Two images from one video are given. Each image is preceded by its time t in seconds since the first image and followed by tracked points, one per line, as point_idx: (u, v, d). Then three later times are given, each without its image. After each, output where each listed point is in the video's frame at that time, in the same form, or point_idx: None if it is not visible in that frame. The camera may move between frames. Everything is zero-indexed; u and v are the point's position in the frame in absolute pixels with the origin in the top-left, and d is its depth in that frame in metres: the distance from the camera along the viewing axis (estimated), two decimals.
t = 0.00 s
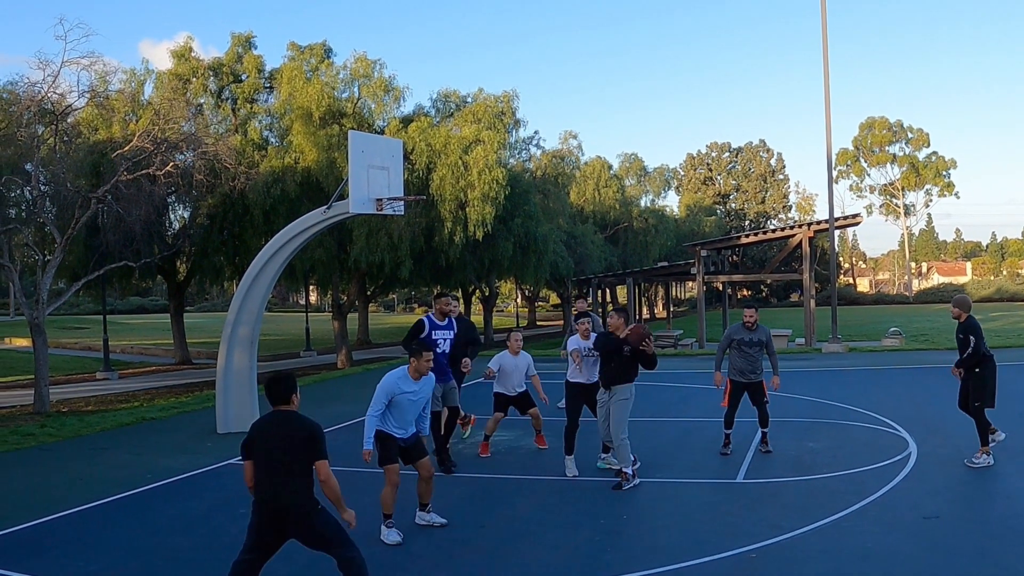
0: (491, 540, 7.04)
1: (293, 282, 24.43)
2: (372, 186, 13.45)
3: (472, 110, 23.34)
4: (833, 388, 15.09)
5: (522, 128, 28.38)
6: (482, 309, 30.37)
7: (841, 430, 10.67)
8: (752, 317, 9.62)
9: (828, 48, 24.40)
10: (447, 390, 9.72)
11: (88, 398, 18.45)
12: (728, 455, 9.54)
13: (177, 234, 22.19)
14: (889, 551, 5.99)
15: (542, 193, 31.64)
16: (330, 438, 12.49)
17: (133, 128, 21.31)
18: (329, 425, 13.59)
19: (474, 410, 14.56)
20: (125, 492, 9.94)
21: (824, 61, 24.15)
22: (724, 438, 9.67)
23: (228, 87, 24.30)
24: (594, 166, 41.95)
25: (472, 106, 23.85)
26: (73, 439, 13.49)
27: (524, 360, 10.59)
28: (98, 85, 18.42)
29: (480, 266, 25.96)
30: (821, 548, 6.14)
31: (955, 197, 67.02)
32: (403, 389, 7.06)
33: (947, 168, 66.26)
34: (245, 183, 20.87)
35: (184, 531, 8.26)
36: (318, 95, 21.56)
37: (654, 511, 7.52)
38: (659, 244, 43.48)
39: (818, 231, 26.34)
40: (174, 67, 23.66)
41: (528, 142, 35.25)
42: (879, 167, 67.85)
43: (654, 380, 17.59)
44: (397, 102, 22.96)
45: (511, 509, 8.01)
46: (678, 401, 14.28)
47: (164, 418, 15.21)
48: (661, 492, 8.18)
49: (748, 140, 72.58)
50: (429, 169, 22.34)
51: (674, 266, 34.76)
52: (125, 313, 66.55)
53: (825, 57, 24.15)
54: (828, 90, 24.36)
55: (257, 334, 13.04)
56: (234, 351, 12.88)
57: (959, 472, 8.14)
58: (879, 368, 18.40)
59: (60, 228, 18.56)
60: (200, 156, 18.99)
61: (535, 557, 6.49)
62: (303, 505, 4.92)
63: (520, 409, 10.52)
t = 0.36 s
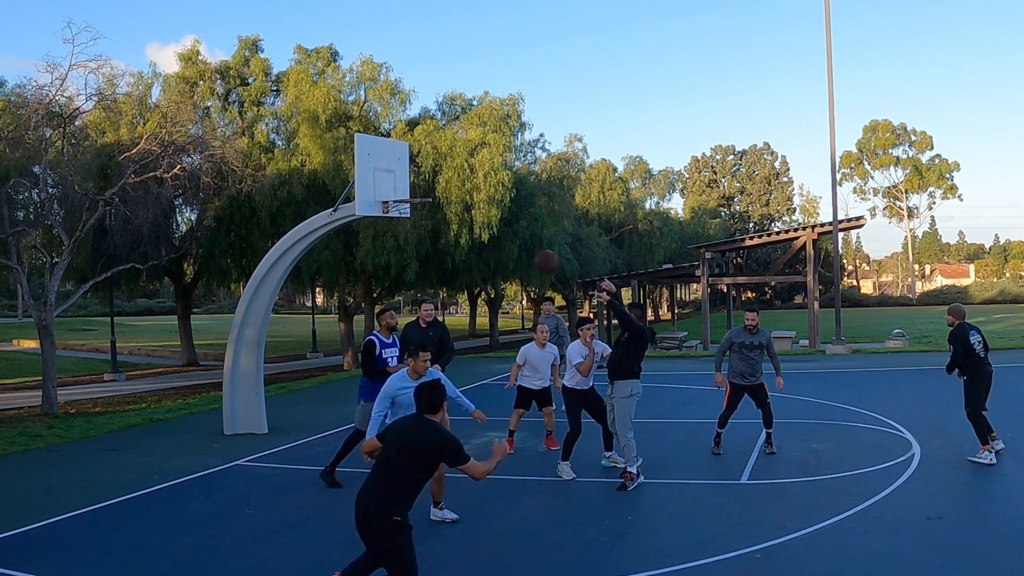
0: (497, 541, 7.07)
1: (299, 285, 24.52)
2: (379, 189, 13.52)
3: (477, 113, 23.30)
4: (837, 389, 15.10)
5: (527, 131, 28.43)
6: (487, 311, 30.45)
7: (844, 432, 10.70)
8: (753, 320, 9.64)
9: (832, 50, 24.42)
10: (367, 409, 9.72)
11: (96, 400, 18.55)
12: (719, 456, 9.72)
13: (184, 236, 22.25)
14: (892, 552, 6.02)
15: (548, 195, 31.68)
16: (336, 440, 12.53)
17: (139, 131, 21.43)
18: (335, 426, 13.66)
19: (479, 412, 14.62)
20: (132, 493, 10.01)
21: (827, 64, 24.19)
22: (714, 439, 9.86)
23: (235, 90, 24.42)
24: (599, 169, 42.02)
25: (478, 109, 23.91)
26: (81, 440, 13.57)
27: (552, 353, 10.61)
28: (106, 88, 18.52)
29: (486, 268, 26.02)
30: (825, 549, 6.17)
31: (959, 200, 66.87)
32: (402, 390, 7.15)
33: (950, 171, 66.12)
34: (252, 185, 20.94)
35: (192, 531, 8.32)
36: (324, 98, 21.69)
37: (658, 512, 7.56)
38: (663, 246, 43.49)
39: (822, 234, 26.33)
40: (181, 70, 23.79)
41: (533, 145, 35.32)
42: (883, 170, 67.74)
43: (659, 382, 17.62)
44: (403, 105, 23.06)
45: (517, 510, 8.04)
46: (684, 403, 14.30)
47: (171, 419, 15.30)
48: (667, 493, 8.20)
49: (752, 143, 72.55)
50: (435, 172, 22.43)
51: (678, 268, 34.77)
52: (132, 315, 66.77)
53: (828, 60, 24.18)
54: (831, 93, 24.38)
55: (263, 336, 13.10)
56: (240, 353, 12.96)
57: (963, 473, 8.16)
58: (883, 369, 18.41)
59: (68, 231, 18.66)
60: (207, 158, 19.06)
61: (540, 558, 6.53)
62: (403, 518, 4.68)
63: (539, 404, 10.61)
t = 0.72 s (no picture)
0: (503, 542, 7.12)
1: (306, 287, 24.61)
2: (385, 191, 13.59)
3: (483, 115, 23.49)
4: (842, 391, 15.11)
5: (532, 134, 28.48)
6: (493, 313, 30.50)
7: (848, 433, 10.73)
8: (733, 320, 9.70)
9: (837, 54, 24.43)
10: (329, 388, 9.53)
11: (103, 401, 18.66)
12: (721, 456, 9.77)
13: (191, 238, 22.29)
14: (895, 552, 6.06)
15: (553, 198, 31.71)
16: (342, 441, 12.59)
17: (147, 134, 21.54)
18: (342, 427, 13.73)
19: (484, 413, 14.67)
20: (141, 494, 10.08)
21: (832, 67, 24.20)
22: (714, 438, 9.89)
23: (242, 93, 24.53)
24: (603, 171, 42.04)
25: (484, 112, 23.98)
26: (90, 441, 13.66)
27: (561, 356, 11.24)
28: (114, 91, 18.63)
29: (491, 270, 26.07)
30: (827, 549, 6.21)
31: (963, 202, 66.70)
32: (456, 400, 7.32)
33: (953, 173, 65.97)
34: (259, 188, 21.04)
35: (202, 531, 8.39)
36: (330, 101, 21.80)
37: (662, 512, 7.61)
38: (668, 248, 43.47)
39: (826, 236, 26.31)
40: (188, 73, 23.89)
41: (538, 148, 35.36)
42: (886, 172, 67.59)
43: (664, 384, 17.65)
44: (409, 108, 23.14)
45: (523, 511, 8.09)
46: (689, 405, 14.33)
47: (178, 421, 15.38)
48: (671, 494, 8.25)
49: (756, 146, 72.52)
50: (441, 174, 22.50)
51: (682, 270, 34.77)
52: (139, 317, 66.96)
53: (832, 63, 24.20)
54: (836, 95, 24.39)
55: (270, 338, 13.17)
56: (247, 354, 13.03)
57: (967, 474, 8.19)
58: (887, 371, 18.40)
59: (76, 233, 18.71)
60: (214, 161, 19.13)
61: (544, 559, 6.58)
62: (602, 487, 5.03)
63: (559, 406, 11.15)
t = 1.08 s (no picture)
0: (509, 543, 7.17)
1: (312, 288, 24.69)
2: (391, 194, 13.64)
3: (488, 118, 23.58)
4: (846, 393, 15.13)
5: (537, 137, 28.54)
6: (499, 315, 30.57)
7: (852, 434, 10.76)
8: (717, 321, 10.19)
9: (840, 57, 24.44)
10: (297, 410, 9.34)
11: (111, 402, 18.76)
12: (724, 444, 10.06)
13: (198, 241, 22.33)
14: (899, 552, 6.10)
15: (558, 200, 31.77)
16: (349, 442, 12.66)
17: (154, 137, 21.65)
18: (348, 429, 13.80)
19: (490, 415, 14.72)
20: (150, 495, 10.16)
21: (835, 71, 24.23)
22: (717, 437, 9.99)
23: (249, 96, 24.65)
24: (608, 174, 42.04)
25: (489, 115, 24.05)
26: (98, 442, 13.75)
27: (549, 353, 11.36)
28: (121, 94, 18.74)
29: (497, 272, 26.14)
30: (831, 550, 6.25)
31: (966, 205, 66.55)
32: (515, 380, 7.61)
33: (956, 176, 65.86)
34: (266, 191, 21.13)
35: (210, 532, 8.45)
36: (337, 104, 21.88)
37: (668, 513, 7.65)
38: (673, 251, 43.48)
39: (829, 238, 26.32)
40: (196, 76, 23.99)
41: (544, 150, 35.41)
42: (890, 175, 67.47)
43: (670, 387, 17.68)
44: (415, 111, 23.23)
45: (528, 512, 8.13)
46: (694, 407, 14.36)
47: (186, 422, 15.47)
48: (677, 495, 8.29)
49: (760, 149, 72.52)
50: (447, 177, 22.57)
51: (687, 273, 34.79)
52: (146, 318, 67.15)
53: (835, 67, 24.22)
54: (839, 98, 24.41)
55: (276, 339, 13.24)
56: (254, 356, 13.12)
57: (970, 475, 8.22)
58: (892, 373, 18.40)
59: (84, 235, 18.81)
60: (221, 163, 19.21)
61: (550, 559, 6.63)
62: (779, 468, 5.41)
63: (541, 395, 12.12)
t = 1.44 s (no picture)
0: (516, 543, 7.23)
1: (318, 290, 24.79)
2: (397, 197, 13.69)
3: (493, 121, 23.64)
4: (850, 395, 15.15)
5: (543, 140, 28.59)
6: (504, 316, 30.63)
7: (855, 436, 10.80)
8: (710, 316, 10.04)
9: (844, 59, 24.44)
10: (292, 422, 9.29)
11: (119, 404, 18.88)
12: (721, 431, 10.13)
13: (205, 243, 22.41)
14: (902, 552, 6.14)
15: (563, 203, 31.82)
16: (355, 443, 12.73)
17: (161, 139, 21.76)
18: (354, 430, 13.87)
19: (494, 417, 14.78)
20: (158, 495, 10.23)
21: (839, 73, 24.23)
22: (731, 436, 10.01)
23: (256, 99, 24.77)
24: (613, 176, 42.03)
25: (494, 118, 24.12)
26: (106, 443, 13.84)
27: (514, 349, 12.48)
28: (129, 98, 18.81)
29: (502, 274, 26.21)
30: (834, 550, 6.30)
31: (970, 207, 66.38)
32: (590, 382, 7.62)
33: (960, 178, 65.70)
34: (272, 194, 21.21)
35: (219, 532, 8.52)
36: (343, 107, 21.97)
37: (673, 514, 7.70)
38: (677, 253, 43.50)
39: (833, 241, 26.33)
40: (202, 79, 24.07)
41: (549, 153, 35.46)
42: (893, 177, 67.32)
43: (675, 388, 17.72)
44: (420, 114, 23.30)
45: (534, 513, 8.19)
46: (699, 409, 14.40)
47: (193, 423, 15.56)
48: (682, 496, 8.34)
49: (764, 152, 72.49)
50: (452, 179, 22.64)
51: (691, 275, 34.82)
52: (153, 320, 67.36)
53: (839, 69, 24.23)
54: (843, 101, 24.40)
55: (283, 341, 13.32)
56: (261, 357, 13.20)
57: (973, 476, 8.26)
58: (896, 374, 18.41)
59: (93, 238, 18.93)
60: (228, 166, 19.26)
61: (555, 559, 6.69)
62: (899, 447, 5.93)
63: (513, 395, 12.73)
